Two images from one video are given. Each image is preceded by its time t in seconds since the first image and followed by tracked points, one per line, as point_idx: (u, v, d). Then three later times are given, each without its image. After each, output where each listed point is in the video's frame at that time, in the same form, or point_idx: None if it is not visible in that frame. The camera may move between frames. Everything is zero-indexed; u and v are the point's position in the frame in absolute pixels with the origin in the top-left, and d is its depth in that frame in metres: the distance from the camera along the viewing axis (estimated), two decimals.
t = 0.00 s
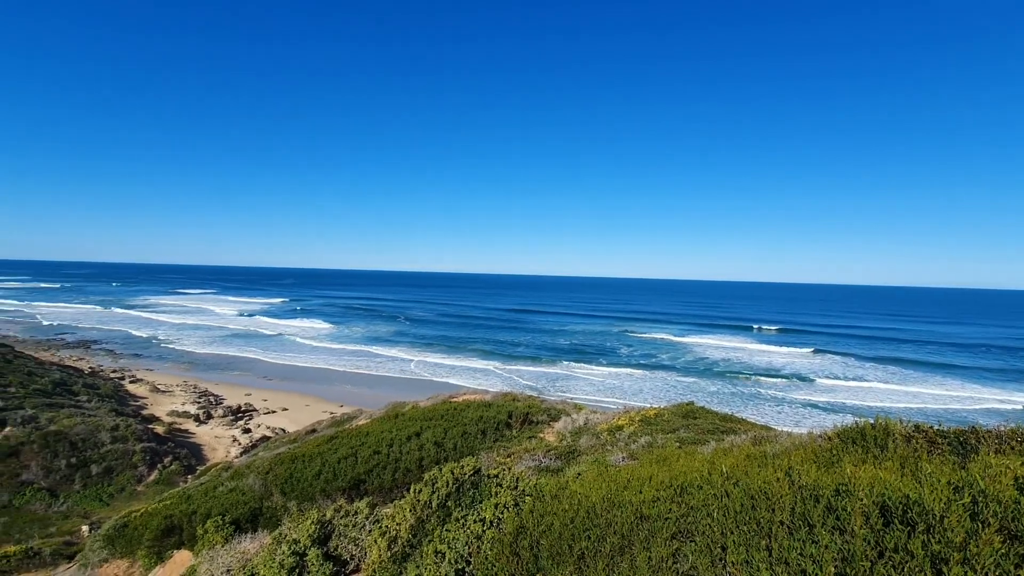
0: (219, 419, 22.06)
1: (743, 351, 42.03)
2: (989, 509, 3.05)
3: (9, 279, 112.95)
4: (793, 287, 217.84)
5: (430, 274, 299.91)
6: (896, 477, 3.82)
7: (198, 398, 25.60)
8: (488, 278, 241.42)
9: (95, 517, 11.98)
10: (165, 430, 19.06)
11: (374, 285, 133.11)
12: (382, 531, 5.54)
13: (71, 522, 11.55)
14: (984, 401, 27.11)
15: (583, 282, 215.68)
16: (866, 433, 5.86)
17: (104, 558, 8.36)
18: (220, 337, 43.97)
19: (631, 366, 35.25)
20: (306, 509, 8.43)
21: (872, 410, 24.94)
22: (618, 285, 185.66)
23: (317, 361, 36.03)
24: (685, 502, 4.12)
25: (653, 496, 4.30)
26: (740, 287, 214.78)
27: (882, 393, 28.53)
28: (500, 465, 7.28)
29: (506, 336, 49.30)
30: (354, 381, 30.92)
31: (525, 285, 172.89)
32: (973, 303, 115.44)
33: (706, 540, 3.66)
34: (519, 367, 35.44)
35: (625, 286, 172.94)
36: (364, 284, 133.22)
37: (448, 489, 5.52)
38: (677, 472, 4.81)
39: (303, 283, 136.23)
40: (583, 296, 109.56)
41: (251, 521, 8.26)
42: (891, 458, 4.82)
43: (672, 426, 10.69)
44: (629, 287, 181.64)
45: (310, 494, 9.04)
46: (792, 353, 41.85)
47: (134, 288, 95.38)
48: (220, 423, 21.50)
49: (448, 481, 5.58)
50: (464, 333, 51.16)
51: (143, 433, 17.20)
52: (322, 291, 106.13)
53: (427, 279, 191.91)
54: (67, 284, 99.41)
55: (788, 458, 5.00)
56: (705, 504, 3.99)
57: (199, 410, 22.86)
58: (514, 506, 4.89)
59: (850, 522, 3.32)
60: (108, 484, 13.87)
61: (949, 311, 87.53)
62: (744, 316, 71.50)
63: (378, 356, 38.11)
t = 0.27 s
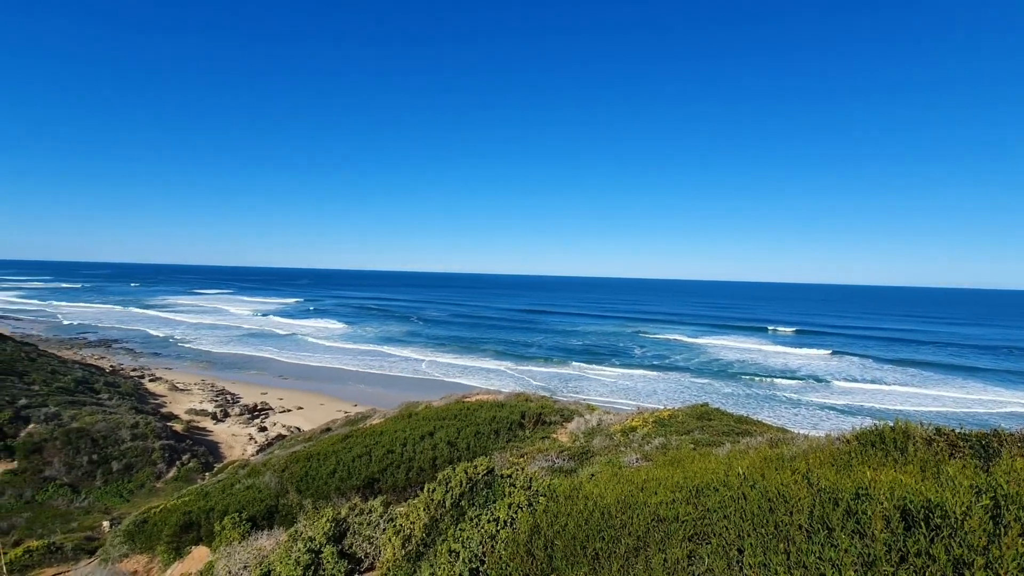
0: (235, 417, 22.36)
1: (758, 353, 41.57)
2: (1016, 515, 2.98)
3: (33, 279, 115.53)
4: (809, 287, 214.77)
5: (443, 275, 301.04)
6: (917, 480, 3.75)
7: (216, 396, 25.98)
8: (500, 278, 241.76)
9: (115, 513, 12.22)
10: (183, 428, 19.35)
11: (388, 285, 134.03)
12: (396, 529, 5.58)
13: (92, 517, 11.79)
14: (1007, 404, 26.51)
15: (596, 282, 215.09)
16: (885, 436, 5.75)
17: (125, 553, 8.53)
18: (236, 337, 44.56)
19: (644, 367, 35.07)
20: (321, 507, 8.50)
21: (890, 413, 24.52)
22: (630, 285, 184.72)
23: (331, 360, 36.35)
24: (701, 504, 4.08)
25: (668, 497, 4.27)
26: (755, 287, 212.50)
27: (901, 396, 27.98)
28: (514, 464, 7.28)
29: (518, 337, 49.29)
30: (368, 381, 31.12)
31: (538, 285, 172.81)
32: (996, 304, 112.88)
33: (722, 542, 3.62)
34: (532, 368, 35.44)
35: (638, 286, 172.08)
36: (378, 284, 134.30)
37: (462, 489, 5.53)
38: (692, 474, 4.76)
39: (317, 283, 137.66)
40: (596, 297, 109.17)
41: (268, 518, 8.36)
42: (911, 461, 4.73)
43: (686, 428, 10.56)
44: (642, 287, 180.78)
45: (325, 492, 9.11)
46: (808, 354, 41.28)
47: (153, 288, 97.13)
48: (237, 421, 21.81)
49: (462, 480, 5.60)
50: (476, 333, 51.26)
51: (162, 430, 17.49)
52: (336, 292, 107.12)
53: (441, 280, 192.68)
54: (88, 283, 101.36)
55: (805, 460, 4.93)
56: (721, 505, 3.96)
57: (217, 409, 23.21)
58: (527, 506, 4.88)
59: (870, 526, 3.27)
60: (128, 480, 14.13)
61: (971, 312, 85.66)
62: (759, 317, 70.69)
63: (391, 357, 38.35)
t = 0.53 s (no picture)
0: (254, 415, 22.69)
1: (776, 354, 40.99)
2: None
3: (59, 279, 118.48)
4: (829, 288, 211.00)
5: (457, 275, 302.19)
6: (943, 485, 3.66)
7: (235, 394, 26.40)
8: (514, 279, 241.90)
9: (138, 508, 12.48)
10: (204, 425, 19.70)
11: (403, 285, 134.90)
12: (413, 528, 5.61)
13: (117, 512, 12.06)
14: None
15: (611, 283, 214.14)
16: (909, 439, 5.62)
17: (148, 547, 8.72)
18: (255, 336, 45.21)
19: (660, 368, 34.82)
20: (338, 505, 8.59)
21: (913, 416, 24.01)
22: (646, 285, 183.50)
23: (347, 360, 36.70)
24: (719, 507, 4.03)
25: (686, 499, 4.22)
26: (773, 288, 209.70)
27: (924, 399, 27.38)
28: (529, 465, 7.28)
29: (533, 337, 49.26)
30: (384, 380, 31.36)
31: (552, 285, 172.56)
32: None
33: (742, 546, 3.58)
34: (546, 368, 35.39)
35: (653, 286, 170.89)
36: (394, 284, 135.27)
37: (477, 489, 5.54)
38: (711, 476, 4.71)
39: (334, 283, 139.15)
40: (611, 297, 108.64)
41: (286, 515, 8.47)
42: (936, 466, 4.62)
43: (703, 430, 10.46)
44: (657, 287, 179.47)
45: (342, 490, 9.20)
46: (828, 356, 40.58)
47: (174, 288, 99.06)
48: (256, 419, 22.13)
49: (478, 480, 5.61)
50: (491, 334, 51.36)
51: (183, 428, 17.83)
52: (352, 292, 108.15)
53: (455, 280, 193.19)
54: (112, 283, 103.66)
55: (826, 464, 4.84)
56: (741, 508, 3.90)
57: (236, 406, 23.59)
58: (544, 507, 4.88)
59: (894, 531, 3.21)
60: (151, 476, 14.42)
61: (998, 313, 83.48)
62: (777, 319, 69.70)
63: (407, 356, 38.60)
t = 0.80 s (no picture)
0: (274, 414, 23.03)
1: (797, 357, 40.32)
2: None
3: (87, 279, 121.84)
4: (851, 289, 206.81)
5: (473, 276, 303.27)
6: (972, 490, 3.57)
7: (255, 393, 26.81)
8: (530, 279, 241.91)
9: (162, 504, 12.75)
10: (226, 423, 20.05)
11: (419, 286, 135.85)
12: (430, 526, 5.65)
13: (141, 507, 12.34)
14: None
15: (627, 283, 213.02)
16: (935, 444, 5.48)
17: (171, 542, 8.92)
18: (275, 336, 45.89)
19: (677, 370, 34.51)
20: (356, 503, 8.67)
21: (939, 420, 23.44)
22: (662, 286, 182.20)
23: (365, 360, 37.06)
24: (741, 510, 3.97)
25: (706, 501, 4.17)
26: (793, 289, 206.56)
27: (950, 403, 26.72)
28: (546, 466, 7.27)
29: (549, 338, 49.20)
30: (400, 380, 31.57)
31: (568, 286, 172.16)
32: None
33: (763, 551, 3.53)
34: (562, 369, 35.32)
35: (670, 287, 169.56)
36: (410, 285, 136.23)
37: (494, 488, 5.56)
38: (732, 479, 4.64)
39: (351, 283, 140.67)
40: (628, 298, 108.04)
41: (305, 512, 8.59)
42: (964, 472, 4.50)
43: (722, 432, 10.34)
44: (674, 288, 178.07)
45: (359, 489, 9.28)
46: (850, 359, 39.81)
47: (197, 288, 101.15)
48: (276, 417, 22.48)
49: (494, 481, 5.63)
50: (507, 334, 51.40)
51: (206, 425, 18.18)
52: (369, 292, 109.17)
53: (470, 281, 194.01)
54: (137, 283, 106.04)
55: (849, 469, 4.74)
56: (761, 512, 3.85)
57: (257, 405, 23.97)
58: (560, 508, 4.86)
59: (919, 537, 3.15)
60: (174, 472, 14.74)
61: None
62: (798, 320, 68.62)
63: (423, 357, 38.84)
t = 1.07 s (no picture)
0: (295, 412, 23.37)
1: (819, 359, 39.55)
2: None
3: (115, 279, 125.13)
4: (876, 290, 201.96)
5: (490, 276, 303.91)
6: (1005, 497, 3.47)
7: (276, 391, 27.23)
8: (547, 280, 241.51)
9: (186, 499, 13.03)
10: (248, 420, 20.41)
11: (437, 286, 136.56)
12: (448, 525, 5.68)
13: (167, 502, 12.63)
14: None
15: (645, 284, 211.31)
16: (965, 449, 5.33)
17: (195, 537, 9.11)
18: (295, 335, 46.57)
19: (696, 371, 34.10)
20: (375, 501, 8.74)
21: (968, 425, 22.76)
22: (681, 287, 180.29)
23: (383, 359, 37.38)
24: (763, 513, 3.91)
25: (728, 504, 4.12)
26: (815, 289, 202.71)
27: (981, 408, 25.93)
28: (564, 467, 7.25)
29: (566, 339, 49.04)
30: (418, 380, 31.76)
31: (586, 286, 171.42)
32: None
33: (787, 556, 3.47)
34: (579, 370, 35.18)
35: (688, 287, 167.77)
36: (428, 285, 137.04)
37: (511, 488, 5.56)
38: (754, 482, 4.57)
39: (370, 283, 142.07)
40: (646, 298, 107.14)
41: (325, 509, 8.70)
42: (996, 477, 4.36)
43: (742, 435, 10.20)
44: (693, 288, 176.11)
45: (378, 487, 9.36)
46: (875, 361, 38.90)
47: (220, 288, 103.13)
48: (296, 415, 22.80)
49: (512, 480, 5.63)
50: (524, 335, 51.38)
51: (229, 422, 18.52)
52: (387, 292, 110.12)
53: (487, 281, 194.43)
54: (162, 283, 108.53)
55: (875, 473, 4.64)
56: (785, 516, 3.78)
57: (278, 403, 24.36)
58: (579, 509, 4.84)
59: (951, 545, 3.07)
60: (198, 468, 15.05)
61: None
62: (821, 321, 67.23)
63: (440, 356, 39.01)
